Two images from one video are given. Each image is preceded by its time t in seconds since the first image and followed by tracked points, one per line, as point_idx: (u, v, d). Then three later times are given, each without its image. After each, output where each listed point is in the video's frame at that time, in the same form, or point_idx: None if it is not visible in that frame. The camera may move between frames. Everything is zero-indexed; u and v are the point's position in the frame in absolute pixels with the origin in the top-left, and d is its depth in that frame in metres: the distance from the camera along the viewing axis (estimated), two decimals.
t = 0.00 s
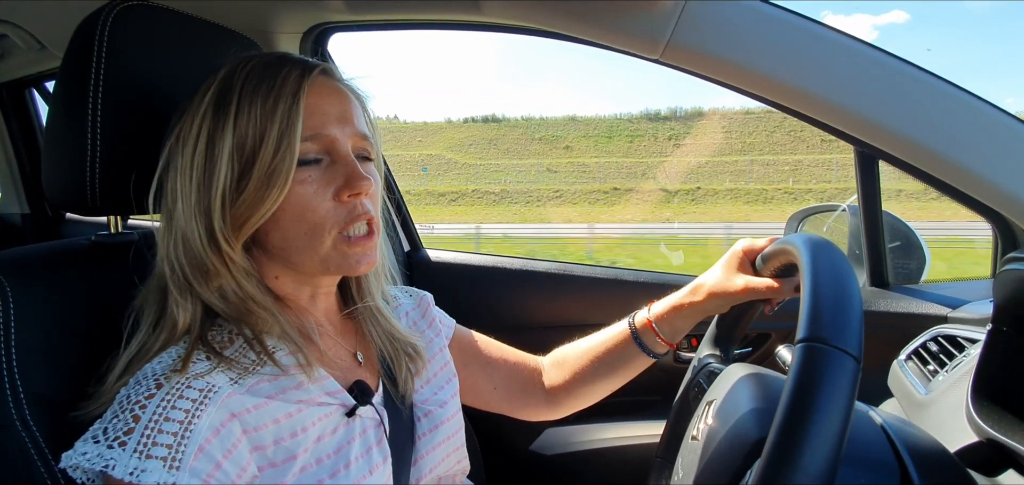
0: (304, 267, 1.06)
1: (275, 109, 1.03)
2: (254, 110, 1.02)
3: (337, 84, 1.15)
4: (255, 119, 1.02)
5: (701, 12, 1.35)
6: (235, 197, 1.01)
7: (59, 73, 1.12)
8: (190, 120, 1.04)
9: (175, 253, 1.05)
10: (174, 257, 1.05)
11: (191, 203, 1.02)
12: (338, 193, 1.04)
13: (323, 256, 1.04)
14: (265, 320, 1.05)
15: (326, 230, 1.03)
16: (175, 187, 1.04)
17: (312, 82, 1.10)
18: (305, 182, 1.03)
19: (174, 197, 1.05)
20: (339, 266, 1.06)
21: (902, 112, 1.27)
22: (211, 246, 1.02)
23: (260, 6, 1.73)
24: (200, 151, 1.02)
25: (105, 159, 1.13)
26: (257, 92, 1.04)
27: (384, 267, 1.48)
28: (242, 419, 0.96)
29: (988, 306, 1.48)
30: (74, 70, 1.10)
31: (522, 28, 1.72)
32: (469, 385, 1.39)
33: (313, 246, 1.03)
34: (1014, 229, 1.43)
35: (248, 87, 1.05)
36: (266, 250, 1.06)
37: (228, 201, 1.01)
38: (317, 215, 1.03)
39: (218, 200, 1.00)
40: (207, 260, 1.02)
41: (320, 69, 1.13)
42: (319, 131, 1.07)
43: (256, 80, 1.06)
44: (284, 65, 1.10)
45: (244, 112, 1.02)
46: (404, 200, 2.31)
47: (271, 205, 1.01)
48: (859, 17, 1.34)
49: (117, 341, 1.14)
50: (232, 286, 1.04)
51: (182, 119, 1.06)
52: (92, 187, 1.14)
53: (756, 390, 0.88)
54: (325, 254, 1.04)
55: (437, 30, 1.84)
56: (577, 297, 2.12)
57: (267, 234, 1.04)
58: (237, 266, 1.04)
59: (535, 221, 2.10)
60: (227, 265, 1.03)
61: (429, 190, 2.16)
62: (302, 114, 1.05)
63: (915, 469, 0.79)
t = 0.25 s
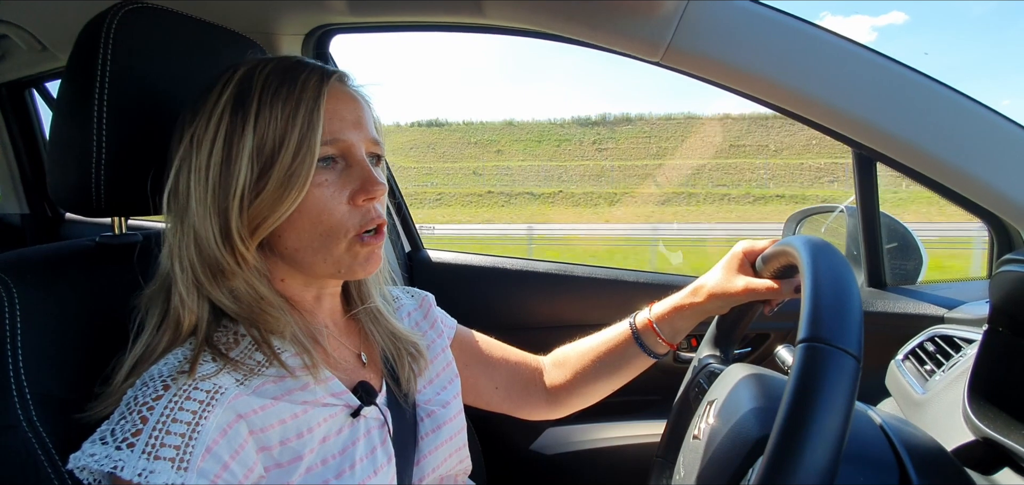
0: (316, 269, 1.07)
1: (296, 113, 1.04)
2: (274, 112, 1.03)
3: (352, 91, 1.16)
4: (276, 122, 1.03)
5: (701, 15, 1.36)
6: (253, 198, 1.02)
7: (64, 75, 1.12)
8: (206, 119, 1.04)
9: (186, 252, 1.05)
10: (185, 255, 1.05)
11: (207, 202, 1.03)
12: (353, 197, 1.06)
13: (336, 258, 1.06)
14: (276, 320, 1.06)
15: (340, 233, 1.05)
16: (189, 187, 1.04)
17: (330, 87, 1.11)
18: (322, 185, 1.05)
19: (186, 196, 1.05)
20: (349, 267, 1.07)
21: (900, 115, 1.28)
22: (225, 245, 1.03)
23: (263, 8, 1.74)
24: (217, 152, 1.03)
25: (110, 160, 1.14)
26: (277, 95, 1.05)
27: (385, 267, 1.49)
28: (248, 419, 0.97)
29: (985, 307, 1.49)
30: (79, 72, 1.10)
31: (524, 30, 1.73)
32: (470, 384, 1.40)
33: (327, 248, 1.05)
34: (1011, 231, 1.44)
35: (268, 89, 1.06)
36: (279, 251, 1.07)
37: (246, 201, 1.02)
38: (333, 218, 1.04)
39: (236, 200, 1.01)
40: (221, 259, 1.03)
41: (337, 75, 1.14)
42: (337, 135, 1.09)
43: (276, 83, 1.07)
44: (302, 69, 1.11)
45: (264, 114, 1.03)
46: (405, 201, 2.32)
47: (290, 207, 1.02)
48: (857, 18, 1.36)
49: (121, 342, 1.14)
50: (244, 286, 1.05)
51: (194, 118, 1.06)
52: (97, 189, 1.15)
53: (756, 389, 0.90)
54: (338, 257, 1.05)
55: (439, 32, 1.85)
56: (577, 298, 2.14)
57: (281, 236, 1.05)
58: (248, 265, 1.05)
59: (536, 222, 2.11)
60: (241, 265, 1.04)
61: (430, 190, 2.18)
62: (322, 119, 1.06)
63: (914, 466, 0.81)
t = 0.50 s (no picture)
0: (319, 270, 1.08)
1: (299, 117, 1.05)
2: (278, 116, 1.04)
3: (353, 93, 1.17)
4: (279, 125, 1.04)
5: (700, 20, 1.37)
6: (257, 201, 1.03)
7: (70, 80, 1.14)
8: (209, 123, 1.05)
9: (190, 255, 1.06)
10: (190, 258, 1.06)
11: (211, 205, 1.03)
12: (356, 197, 1.07)
13: (339, 259, 1.07)
14: (280, 321, 1.07)
15: (343, 234, 1.06)
16: (192, 189, 1.05)
17: (332, 90, 1.12)
18: (326, 186, 1.06)
19: (190, 199, 1.06)
20: (351, 267, 1.09)
21: (896, 119, 1.29)
22: (229, 248, 1.04)
23: (266, 11, 1.75)
24: (221, 154, 1.03)
25: (115, 163, 1.15)
26: (280, 98, 1.06)
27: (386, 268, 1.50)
28: (254, 420, 0.98)
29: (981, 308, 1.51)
30: (83, 76, 1.11)
31: (525, 33, 1.74)
32: (471, 384, 1.41)
33: (331, 249, 1.06)
34: (1007, 233, 1.46)
35: (271, 93, 1.07)
36: (283, 253, 1.08)
37: (251, 204, 1.03)
38: (336, 219, 1.06)
39: (240, 203, 1.02)
40: (226, 262, 1.04)
41: (339, 79, 1.15)
42: (339, 137, 1.10)
43: (279, 87, 1.08)
44: (303, 72, 1.12)
45: (268, 118, 1.04)
46: (407, 202, 2.33)
47: (294, 210, 1.03)
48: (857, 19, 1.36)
49: (126, 343, 1.15)
50: (248, 288, 1.06)
51: (197, 121, 1.07)
52: (102, 191, 1.16)
53: (756, 389, 0.91)
54: (341, 257, 1.07)
55: (440, 34, 1.86)
56: (577, 298, 2.15)
57: (285, 238, 1.06)
58: (252, 267, 1.06)
59: (536, 222, 2.12)
60: (244, 266, 1.05)
61: (431, 191, 2.19)
62: (325, 122, 1.08)
63: (910, 464, 0.82)
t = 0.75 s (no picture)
0: (320, 268, 1.08)
1: (299, 115, 1.06)
2: (278, 114, 1.05)
3: (352, 92, 1.18)
4: (279, 123, 1.04)
5: (703, 21, 1.37)
6: (258, 199, 1.03)
7: (74, 80, 1.14)
8: (209, 122, 1.05)
9: (191, 254, 1.06)
10: (191, 257, 1.06)
11: (212, 204, 1.04)
12: (357, 194, 1.08)
13: (340, 257, 1.07)
14: (281, 320, 1.07)
15: (343, 231, 1.06)
16: (192, 189, 1.05)
17: (331, 89, 1.12)
18: (326, 184, 1.06)
19: (191, 198, 1.06)
20: (353, 264, 1.09)
21: (901, 119, 1.29)
22: (230, 247, 1.04)
23: (269, 11, 1.75)
24: (221, 154, 1.04)
25: (119, 164, 1.15)
26: (279, 98, 1.06)
27: (389, 268, 1.50)
28: (256, 419, 0.98)
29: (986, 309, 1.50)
30: (87, 76, 1.12)
31: (528, 33, 1.74)
32: (474, 384, 1.42)
33: (332, 247, 1.06)
34: (1012, 234, 1.45)
35: (271, 92, 1.07)
36: (284, 251, 1.08)
37: (252, 202, 1.03)
38: (337, 217, 1.06)
39: (241, 202, 1.02)
40: (228, 260, 1.04)
41: (338, 77, 1.15)
42: (339, 135, 1.11)
43: (278, 86, 1.08)
44: (302, 72, 1.12)
45: (268, 117, 1.05)
46: (410, 202, 2.33)
47: (295, 208, 1.03)
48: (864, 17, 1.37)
49: (129, 342, 1.16)
50: (250, 286, 1.07)
51: (197, 121, 1.07)
52: (106, 191, 1.16)
53: (758, 390, 0.91)
54: (342, 255, 1.07)
55: (443, 34, 1.86)
56: (580, 298, 2.15)
57: (286, 236, 1.06)
58: (254, 266, 1.06)
59: (539, 222, 2.12)
60: (246, 265, 1.05)
61: (434, 191, 2.19)
62: (324, 120, 1.08)
63: (913, 465, 0.82)
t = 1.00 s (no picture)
0: (323, 267, 1.08)
1: (303, 113, 1.05)
2: (281, 112, 1.04)
3: (358, 91, 1.17)
4: (283, 122, 1.04)
5: (706, 18, 1.36)
6: (261, 197, 1.03)
7: (74, 77, 1.14)
8: (214, 120, 1.05)
9: (192, 252, 1.05)
10: (192, 254, 1.05)
11: (214, 201, 1.03)
12: (359, 195, 1.07)
13: (342, 256, 1.06)
14: (281, 319, 1.06)
15: (347, 231, 1.05)
16: (196, 185, 1.05)
17: (336, 88, 1.11)
18: (330, 183, 1.06)
19: (194, 195, 1.05)
20: (356, 264, 1.08)
21: (906, 117, 1.27)
22: (232, 244, 1.03)
23: (270, 11, 1.75)
24: (225, 151, 1.03)
25: (119, 161, 1.15)
26: (284, 96, 1.06)
27: (390, 269, 1.49)
28: (252, 418, 0.97)
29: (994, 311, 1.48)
30: (88, 73, 1.12)
31: (529, 32, 1.74)
32: (475, 383, 1.41)
33: (333, 246, 1.05)
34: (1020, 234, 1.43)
35: (275, 90, 1.06)
36: (285, 250, 1.07)
37: (254, 200, 1.02)
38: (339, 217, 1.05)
39: (244, 199, 1.02)
40: (229, 258, 1.03)
41: (343, 76, 1.15)
42: (343, 135, 1.10)
43: (282, 85, 1.07)
44: (307, 70, 1.11)
45: (272, 115, 1.04)
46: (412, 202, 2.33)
47: (298, 206, 1.03)
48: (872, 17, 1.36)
49: (128, 340, 1.16)
50: (250, 284, 1.06)
51: (202, 118, 1.07)
52: (105, 187, 1.16)
53: (761, 391, 0.89)
54: (344, 255, 1.06)
55: (445, 34, 1.86)
56: (583, 299, 2.13)
57: (288, 235, 1.05)
58: (256, 265, 1.05)
59: (541, 221, 2.12)
60: (247, 264, 1.04)
61: (436, 191, 2.18)
62: (329, 119, 1.07)
63: (919, 470, 0.80)
